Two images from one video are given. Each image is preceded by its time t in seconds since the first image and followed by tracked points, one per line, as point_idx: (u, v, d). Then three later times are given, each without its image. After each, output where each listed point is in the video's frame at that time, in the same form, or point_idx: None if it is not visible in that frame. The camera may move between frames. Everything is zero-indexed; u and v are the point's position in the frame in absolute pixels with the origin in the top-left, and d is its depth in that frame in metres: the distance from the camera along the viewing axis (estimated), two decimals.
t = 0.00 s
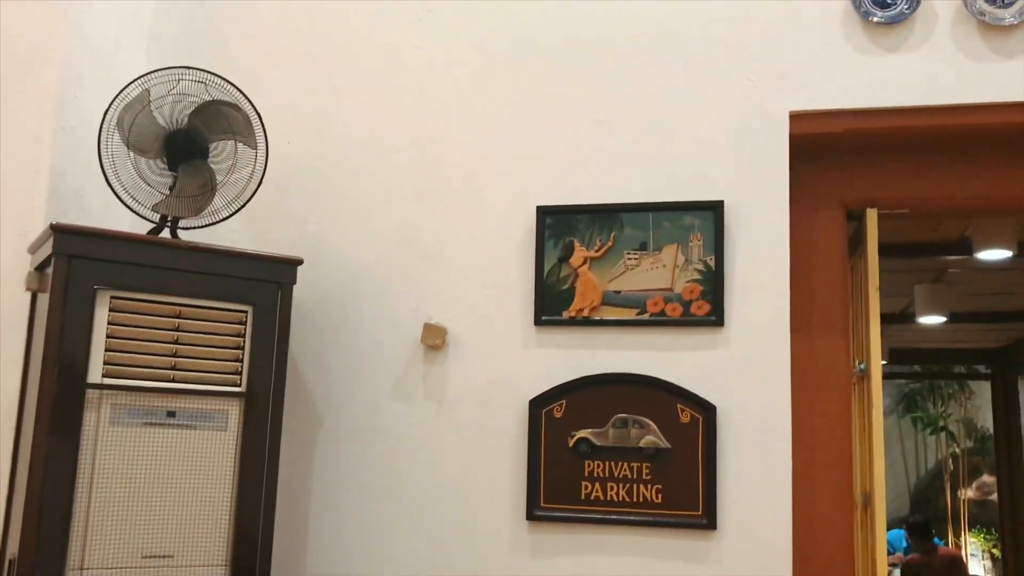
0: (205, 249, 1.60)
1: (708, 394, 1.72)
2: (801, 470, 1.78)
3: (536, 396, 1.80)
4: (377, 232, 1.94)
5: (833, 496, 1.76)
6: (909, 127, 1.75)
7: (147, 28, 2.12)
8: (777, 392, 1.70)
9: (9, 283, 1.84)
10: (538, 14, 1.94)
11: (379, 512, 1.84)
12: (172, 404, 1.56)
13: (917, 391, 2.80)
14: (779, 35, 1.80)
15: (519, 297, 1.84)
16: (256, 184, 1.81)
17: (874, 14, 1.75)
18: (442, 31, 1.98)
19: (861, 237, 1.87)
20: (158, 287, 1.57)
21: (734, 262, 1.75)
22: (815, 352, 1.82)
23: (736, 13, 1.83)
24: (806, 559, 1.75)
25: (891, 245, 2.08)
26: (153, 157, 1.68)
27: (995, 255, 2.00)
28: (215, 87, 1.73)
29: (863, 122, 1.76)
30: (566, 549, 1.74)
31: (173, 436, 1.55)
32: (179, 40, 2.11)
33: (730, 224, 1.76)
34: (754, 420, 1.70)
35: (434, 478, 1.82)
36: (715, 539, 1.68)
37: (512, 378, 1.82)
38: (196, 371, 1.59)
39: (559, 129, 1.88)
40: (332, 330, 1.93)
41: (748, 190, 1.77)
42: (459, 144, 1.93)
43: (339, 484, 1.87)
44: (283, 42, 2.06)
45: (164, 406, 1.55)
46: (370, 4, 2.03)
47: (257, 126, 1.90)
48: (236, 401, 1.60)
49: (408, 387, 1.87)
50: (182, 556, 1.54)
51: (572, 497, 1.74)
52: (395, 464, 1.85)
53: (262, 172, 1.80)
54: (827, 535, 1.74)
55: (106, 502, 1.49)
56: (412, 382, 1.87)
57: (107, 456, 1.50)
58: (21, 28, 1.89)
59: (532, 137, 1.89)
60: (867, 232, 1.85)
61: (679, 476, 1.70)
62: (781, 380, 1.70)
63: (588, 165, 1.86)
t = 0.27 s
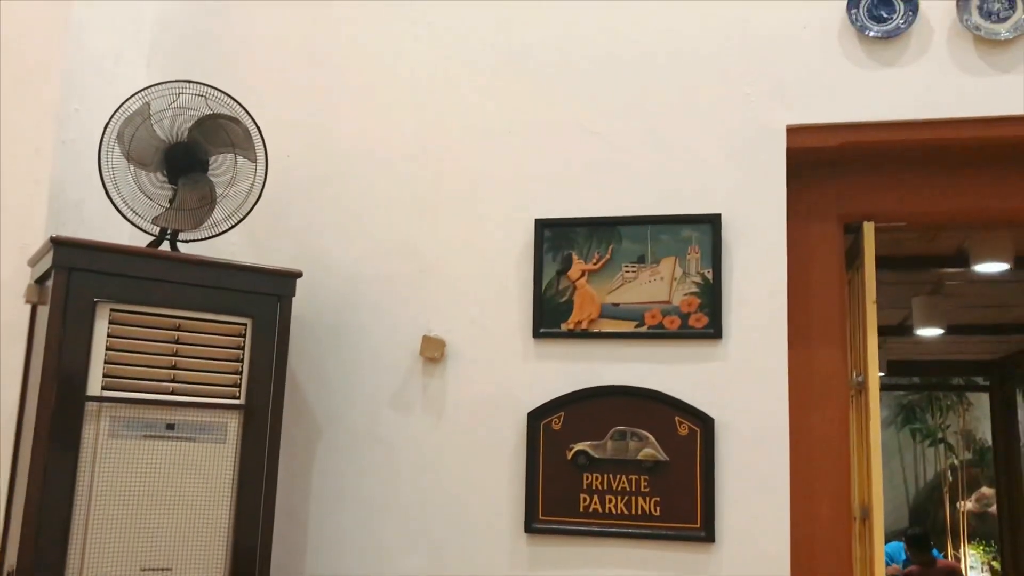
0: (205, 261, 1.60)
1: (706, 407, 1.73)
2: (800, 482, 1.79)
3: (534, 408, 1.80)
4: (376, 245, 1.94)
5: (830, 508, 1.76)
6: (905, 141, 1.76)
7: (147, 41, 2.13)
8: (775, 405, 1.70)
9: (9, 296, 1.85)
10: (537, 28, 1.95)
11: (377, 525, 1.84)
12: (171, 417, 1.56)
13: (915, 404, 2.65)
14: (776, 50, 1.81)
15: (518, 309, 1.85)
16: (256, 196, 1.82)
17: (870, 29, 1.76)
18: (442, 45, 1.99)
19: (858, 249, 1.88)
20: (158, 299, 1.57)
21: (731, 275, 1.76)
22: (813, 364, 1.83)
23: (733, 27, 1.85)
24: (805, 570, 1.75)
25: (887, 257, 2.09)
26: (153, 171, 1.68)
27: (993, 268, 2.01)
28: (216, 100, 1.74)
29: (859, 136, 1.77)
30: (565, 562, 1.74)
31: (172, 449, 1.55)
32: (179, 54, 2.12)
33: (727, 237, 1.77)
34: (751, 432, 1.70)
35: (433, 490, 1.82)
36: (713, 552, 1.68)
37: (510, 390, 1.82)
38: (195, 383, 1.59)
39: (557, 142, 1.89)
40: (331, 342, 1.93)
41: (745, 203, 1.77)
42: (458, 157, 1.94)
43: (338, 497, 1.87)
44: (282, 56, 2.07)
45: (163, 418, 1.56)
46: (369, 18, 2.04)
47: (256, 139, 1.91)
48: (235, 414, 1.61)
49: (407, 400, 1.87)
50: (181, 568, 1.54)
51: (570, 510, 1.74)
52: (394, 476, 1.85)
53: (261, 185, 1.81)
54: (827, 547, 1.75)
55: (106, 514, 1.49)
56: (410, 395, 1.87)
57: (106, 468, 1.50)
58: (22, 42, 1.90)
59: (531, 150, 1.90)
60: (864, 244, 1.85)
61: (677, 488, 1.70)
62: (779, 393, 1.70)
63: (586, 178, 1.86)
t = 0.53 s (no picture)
0: (204, 276, 1.61)
1: (706, 421, 1.73)
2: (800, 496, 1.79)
3: (534, 422, 1.80)
4: (376, 259, 1.95)
5: (831, 522, 1.76)
6: (903, 154, 1.76)
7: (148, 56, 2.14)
8: (775, 419, 1.70)
9: (9, 311, 1.85)
10: (536, 42, 1.95)
11: (377, 540, 1.84)
12: (171, 432, 1.56)
13: (917, 417, 2.87)
14: (774, 64, 1.82)
15: (517, 323, 1.85)
16: (256, 211, 1.82)
17: (867, 43, 1.77)
18: (442, 59, 2.00)
19: (856, 263, 1.89)
20: (157, 314, 1.58)
21: (731, 289, 1.76)
22: (812, 378, 1.83)
23: (732, 41, 1.85)
24: None
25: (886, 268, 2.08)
26: (153, 186, 1.69)
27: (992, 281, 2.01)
28: (216, 115, 1.74)
29: (857, 150, 1.78)
30: None
31: (171, 464, 1.55)
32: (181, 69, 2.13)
33: (726, 250, 1.77)
34: (751, 446, 1.70)
35: (433, 505, 1.82)
36: (713, 566, 1.67)
37: (509, 404, 1.82)
38: (194, 398, 1.59)
39: (556, 156, 1.90)
40: (331, 356, 1.93)
41: (744, 217, 1.78)
42: (457, 171, 1.94)
43: (337, 511, 1.86)
44: (283, 70, 2.07)
45: (163, 433, 1.56)
46: (370, 32, 2.05)
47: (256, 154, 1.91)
48: (234, 428, 1.61)
49: (407, 414, 1.87)
50: None
51: (570, 524, 1.73)
52: (393, 491, 1.85)
53: (261, 199, 1.82)
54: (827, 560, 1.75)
55: (105, 529, 1.49)
56: (410, 409, 1.87)
57: (106, 483, 1.50)
58: (24, 58, 1.91)
59: (531, 164, 1.91)
60: (862, 257, 1.86)
61: (677, 502, 1.70)
62: (778, 407, 1.70)
63: (586, 192, 1.87)
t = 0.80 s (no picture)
0: (207, 292, 1.61)
1: (708, 435, 1.72)
2: (802, 508, 1.79)
3: (536, 436, 1.80)
4: (377, 274, 1.95)
5: (833, 534, 1.77)
6: (904, 168, 1.77)
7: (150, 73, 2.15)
8: (777, 433, 1.69)
9: (12, 327, 1.85)
10: (536, 57, 1.96)
11: (379, 555, 1.83)
12: (173, 448, 1.56)
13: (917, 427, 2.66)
14: (774, 78, 1.83)
15: (519, 337, 1.85)
16: (258, 226, 1.83)
17: (867, 58, 1.78)
18: (442, 74, 2.00)
19: (857, 276, 1.89)
20: (159, 330, 1.58)
21: (732, 303, 1.76)
22: (813, 391, 1.84)
23: (731, 56, 1.86)
24: None
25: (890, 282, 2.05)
26: (156, 202, 1.69)
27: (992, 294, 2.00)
28: (218, 132, 1.75)
29: (857, 164, 1.78)
30: None
31: (173, 480, 1.55)
32: (182, 85, 2.14)
33: (727, 264, 1.78)
34: (753, 461, 1.69)
35: (435, 520, 1.82)
36: None
37: (511, 419, 1.82)
38: (197, 414, 1.59)
39: (557, 171, 1.90)
40: (333, 372, 1.93)
41: (745, 231, 1.78)
42: (459, 186, 1.95)
43: (339, 526, 1.86)
44: (284, 86, 2.08)
45: (165, 449, 1.56)
46: (371, 46, 2.06)
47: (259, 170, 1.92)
48: (236, 444, 1.61)
49: (409, 429, 1.87)
50: None
51: (573, 539, 1.73)
52: (395, 506, 1.84)
53: (264, 215, 1.82)
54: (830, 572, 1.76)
55: (106, 546, 1.48)
56: (412, 424, 1.87)
57: (108, 500, 1.49)
58: (27, 76, 1.92)
59: (531, 179, 1.91)
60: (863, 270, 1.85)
61: (679, 517, 1.69)
62: (781, 422, 1.70)
63: (587, 206, 1.87)
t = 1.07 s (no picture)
0: (210, 307, 1.61)
1: (713, 451, 1.71)
2: (808, 524, 1.79)
3: (540, 452, 1.79)
4: (381, 289, 1.95)
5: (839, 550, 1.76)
6: (907, 183, 1.77)
7: (155, 89, 2.16)
8: (783, 448, 1.69)
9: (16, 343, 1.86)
10: (539, 73, 1.96)
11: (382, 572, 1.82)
12: (176, 463, 1.56)
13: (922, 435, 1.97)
14: (777, 93, 1.83)
15: (523, 353, 1.85)
16: (261, 242, 1.83)
17: (871, 72, 1.78)
18: (445, 90, 2.01)
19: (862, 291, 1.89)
20: (163, 346, 1.58)
21: (736, 318, 1.75)
22: (819, 406, 1.84)
23: (735, 71, 1.86)
24: None
25: (895, 295, 2.01)
26: (159, 218, 1.70)
27: (998, 310, 1.99)
28: (222, 148, 1.76)
29: (861, 178, 1.78)
30: None
31: (177, 496, 1.55)
32: (187, 102, 2.14)
33: (731, 279, 1.77)
34: (758, 476, 1.69)
35: (438, 536, 1.81)
36: None
37: (515, 435, 1.81)
38: (200, 429, 1.59)
39: (560, 186, 1.90)
40: (336, 387, 1.93)
41: (749, 246, 1.78)
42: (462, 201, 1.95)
43: (342, 542, 1.85)
44: (287, 102, 2.09)
45: (168, 465, 1.55)
46: (374, 62, 2.06)
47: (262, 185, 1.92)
48: (239, 460, 1.60)
49: (412, 445, 1.86)
50: None
51: (577, 555, 1.72)
52: (398, 522, 1.84)
53: (267, 230, 1.82)
54: None
55: (109, 562, 1.48)
56: (415, 439, 1.86)
57: (111, 516, 1.49)
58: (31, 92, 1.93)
59: (535, 194, 1.91)
60: (869, 284, 1.87)
61: (684, 533, 1.68)
62: (786, 436, 1.69)
63: (591, 221, 1.87)
